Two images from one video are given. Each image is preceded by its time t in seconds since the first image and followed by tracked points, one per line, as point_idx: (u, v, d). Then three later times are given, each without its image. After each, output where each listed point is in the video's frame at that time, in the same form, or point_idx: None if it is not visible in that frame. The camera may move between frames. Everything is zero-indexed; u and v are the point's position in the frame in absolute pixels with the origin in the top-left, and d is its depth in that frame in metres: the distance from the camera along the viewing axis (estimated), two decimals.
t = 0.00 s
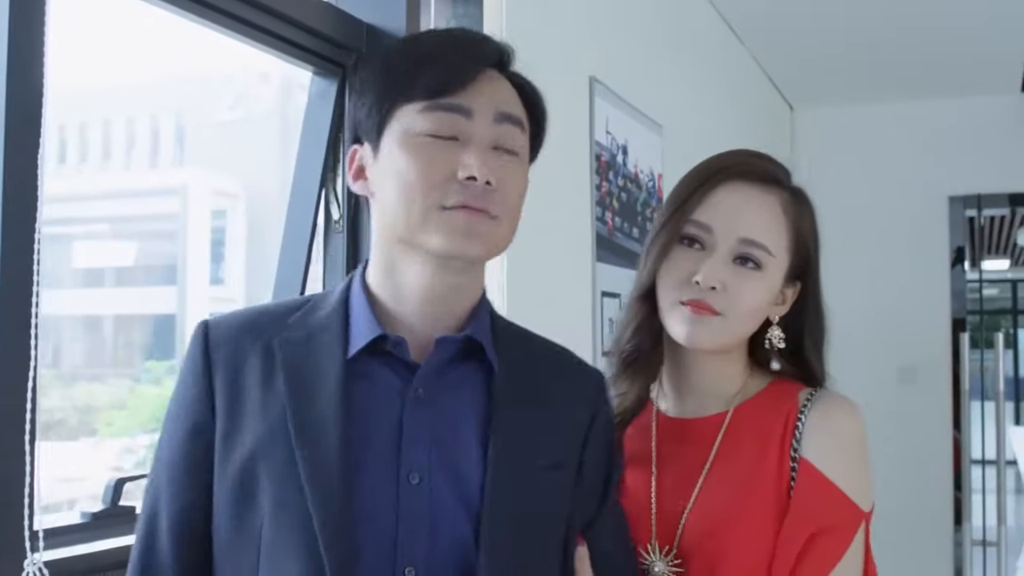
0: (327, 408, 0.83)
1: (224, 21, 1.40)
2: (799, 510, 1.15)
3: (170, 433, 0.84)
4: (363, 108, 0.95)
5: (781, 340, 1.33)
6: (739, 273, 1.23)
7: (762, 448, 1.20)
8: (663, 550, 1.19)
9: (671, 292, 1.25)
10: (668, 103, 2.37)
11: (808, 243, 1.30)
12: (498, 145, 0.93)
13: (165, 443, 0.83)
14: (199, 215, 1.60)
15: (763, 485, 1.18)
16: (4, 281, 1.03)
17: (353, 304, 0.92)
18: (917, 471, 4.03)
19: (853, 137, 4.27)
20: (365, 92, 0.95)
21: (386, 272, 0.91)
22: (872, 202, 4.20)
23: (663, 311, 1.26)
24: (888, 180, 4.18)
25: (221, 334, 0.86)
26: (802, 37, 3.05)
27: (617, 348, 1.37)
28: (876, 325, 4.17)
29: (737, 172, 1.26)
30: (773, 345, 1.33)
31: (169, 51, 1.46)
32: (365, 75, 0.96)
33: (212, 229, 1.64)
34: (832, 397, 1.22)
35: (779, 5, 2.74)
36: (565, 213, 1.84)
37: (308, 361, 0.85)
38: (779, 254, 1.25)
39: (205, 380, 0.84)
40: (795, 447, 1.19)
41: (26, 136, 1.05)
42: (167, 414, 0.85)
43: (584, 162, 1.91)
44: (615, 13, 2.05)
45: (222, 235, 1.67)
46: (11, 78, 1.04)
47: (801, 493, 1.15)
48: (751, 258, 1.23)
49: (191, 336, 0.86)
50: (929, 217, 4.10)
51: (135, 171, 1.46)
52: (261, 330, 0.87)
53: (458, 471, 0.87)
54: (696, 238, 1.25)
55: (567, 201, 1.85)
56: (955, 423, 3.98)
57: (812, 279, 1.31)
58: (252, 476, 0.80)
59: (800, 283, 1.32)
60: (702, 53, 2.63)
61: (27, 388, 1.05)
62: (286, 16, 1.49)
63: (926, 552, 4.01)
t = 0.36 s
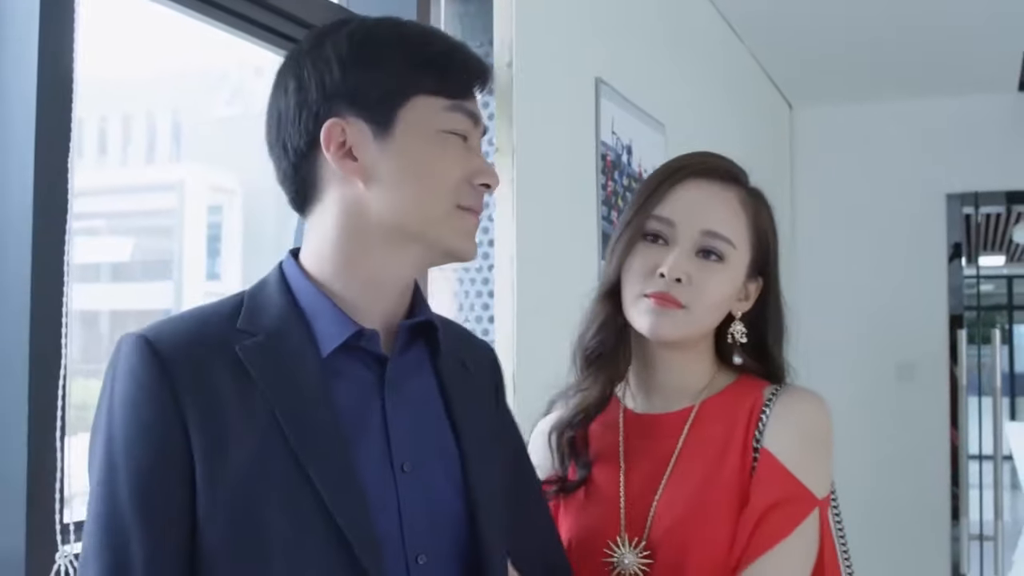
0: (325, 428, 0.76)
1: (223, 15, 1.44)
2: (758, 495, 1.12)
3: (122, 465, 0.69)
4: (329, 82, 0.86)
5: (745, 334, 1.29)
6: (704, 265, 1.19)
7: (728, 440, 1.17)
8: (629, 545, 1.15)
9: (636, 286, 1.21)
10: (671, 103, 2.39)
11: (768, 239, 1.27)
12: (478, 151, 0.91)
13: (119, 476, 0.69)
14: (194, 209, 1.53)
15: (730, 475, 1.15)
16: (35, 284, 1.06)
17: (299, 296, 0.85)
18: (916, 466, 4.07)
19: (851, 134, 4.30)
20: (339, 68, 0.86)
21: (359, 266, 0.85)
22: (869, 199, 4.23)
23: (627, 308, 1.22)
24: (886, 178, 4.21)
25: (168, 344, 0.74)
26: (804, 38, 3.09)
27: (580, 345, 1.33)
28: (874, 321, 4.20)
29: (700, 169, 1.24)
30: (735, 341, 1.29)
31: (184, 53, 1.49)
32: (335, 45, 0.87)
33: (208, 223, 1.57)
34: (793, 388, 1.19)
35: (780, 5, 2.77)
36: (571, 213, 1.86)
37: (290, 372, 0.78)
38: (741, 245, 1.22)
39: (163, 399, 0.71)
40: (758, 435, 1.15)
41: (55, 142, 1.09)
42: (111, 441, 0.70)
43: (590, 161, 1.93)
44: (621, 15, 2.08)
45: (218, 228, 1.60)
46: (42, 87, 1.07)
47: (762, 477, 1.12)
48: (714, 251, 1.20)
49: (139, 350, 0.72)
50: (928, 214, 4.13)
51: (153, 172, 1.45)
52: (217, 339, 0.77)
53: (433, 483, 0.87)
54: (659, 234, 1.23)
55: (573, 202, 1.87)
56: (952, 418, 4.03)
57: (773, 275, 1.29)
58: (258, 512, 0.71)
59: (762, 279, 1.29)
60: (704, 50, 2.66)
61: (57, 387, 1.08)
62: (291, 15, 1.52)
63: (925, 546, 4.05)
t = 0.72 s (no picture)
0: (345, 419, 0.77)
1: (249, 24, 1.45)
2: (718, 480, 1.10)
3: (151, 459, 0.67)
4: (338, 80, 0.83)
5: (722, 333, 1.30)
6: (683, 262, 1.21)
7: (699, 430, 1.16)
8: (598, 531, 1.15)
9: (612, 284, 1.22)
10: (675, 101, 2.42)
11: (746, 239, 1.29)
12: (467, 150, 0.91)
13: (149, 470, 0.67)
14: (194, 197, 1.52)
15: (698, 464, 1.14)
16: (66, 281, 1.09)
17: (297, 281, 0.84)
18: (914, 461, 4.11)
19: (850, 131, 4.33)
20: (349, 66, 0.83)
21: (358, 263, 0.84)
22: (868, 196, 4.26)
23: (607, 306, 1.23)
24: (885, 174, 4.24)
25: (181, 338, 0.72)
26: (806, 37, 3.12)
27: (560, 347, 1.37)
28: (874, 316, 4.23)
29: (678, 171, 1.26)
30: (712, 339, 1.31)
31: (205, 53, 1.50)
32: (342, 43, 0.84)
33: (205, 217, 1.55)
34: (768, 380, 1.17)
35: (782, 5, 2.81)
36: (578, 211, 1.89)
37: (308, 364, 0.78)
38: (716, 243, 1.24)
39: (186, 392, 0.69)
40: (726, 424, 1.15)
41: (83, 144, 1.11)
42: (136, 433, 0.67)
43: (597, 160, 1.96)
44: (628, 16, 2.11)
45: (215, 222, 1.57)
46: (71, 91, 1.10)
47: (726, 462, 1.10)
48: (690, 246, 1.22)
49: (163, 340, 0.70)
50: (927, 210, 4.17)
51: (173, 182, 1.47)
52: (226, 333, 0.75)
53: (432, 482, 0.89)
54: (637, 233, 1.24)
55: (581, 201, 1.90)
56: (950, 418, 4.07)
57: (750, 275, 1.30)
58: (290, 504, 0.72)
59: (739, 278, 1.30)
60: (708, 50, 2.69)
61: (87, 385, 1.11)
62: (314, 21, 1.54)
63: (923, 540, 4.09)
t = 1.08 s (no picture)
0: (401, 443, 0.79)
1: (249, 16, 1.49)
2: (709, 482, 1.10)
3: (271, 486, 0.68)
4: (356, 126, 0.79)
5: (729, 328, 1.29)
6: (688, 256, 1.21)
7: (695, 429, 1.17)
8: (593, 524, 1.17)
9: (615, 278, 1.24)
10: (676, 100, 2.45)
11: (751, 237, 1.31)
12: (489, 157, 0.90)
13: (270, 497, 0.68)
14: (187, 189, 1.48)
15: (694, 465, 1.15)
16: (93, 276, 1.11)
17: (327, 282, 0.84)
18: (909, 454, 4.15)
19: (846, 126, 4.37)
20: (361, 106, 0.79)
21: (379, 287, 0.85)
22: (866, 191, 4.29)
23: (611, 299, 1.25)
24: (881, 169, 4.28)
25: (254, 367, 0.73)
26: (805, 34, 3.16)
27: (574, 346, 1.44)
28: (870, 310, 4.27)
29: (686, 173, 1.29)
30: (718, 335, 1.30)
31: (204, 45, 1.51)
32: (347, 78, 0.79)
33: (200, 211, 1.51)
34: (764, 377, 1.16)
35: (782, 5, 2.84)
36: (584, 208, 1.91)
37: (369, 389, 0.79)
38: (719, 238, 1.25)
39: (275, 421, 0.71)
40: (722, 425, 1.15)
41: (109, 144, 1.13)
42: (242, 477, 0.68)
43: (602, 158, 1.99)
44: (631, 15, 2.13)
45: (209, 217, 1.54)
46: (98, 91, 1.12)
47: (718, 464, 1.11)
48: (690, 240, 1.23)
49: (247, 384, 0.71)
50: (923, 205, 4.20)
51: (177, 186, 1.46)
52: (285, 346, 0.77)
53: (444, 487, 0.92)
54: (640, 229, 1.26)
55: (586, 198, 1.92)
56: (945, 414, 4.11)
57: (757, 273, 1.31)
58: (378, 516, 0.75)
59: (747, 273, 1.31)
60: (708, 48, 2.72)
61: (114, 381, 1.14)
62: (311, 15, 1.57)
63: (918, 532, 4.13)
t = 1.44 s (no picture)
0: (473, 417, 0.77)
1: (255, 15, 1.51)
2: (705, 485, 0.98)
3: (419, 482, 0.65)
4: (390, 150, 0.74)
5: (747, 318, 1.15)
6: (698, 245, 1.09)
7: (696, 422, 1.06)
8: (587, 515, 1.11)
9: (630, 265, 1.14)
10: (673, 98, 2.48)
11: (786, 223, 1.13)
12: (513, 170, 0.84)
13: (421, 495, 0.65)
14: (177, 178, 1.47)
15: (695, 462, 1.04)
16: (112, 280, 1.13)
17: (378, 276, 0.77)
18: (900, 446, 4.19)
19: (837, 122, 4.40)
20: (396, 130, 0.74)
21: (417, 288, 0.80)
22: (858, 187, 4.32)
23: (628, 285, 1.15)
24: (873, 165, 4.31)
25: (379, 352, 0.68)
26: (800, 32, 3.19)
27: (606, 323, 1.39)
28: (861, 303, 4.30)
29: (709, 156, 1.14)
30: (738, 325, 1.15)
31: (205, 40, 1.52)
32: (385, 101, 0.73)
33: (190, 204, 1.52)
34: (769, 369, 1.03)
35: (778, 3, 2.87)
36: (585, 204, 1.93)
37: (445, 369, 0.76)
38: (736, 227, 1.10)
39: (406, 404, 0.67)
40: (720, 421, 1.02)
41: (129, 142, 1.15)
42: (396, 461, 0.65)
43: (602, 154, 2.01)
44: (630, 13, 2.16)
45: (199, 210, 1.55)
46: (118, 95, 1.14)
47: (710, 467, 0.99)
48: (701, 226, 1.09)
49: (384, 366, 0.66)
50: (914, 200, 4.24)
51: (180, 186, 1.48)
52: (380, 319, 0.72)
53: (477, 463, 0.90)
54: (656, 216, 1.14)
55: (587, 194, 1.94)
56: (937, 407, 4.14)
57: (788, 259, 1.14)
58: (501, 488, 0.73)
59: (774, 263, 1.14)
60: (705, 47, 2.76)
61: (134, 382, 1.16)
62: (313, 13, 1.59)
63: (910, 523, 4.17)
